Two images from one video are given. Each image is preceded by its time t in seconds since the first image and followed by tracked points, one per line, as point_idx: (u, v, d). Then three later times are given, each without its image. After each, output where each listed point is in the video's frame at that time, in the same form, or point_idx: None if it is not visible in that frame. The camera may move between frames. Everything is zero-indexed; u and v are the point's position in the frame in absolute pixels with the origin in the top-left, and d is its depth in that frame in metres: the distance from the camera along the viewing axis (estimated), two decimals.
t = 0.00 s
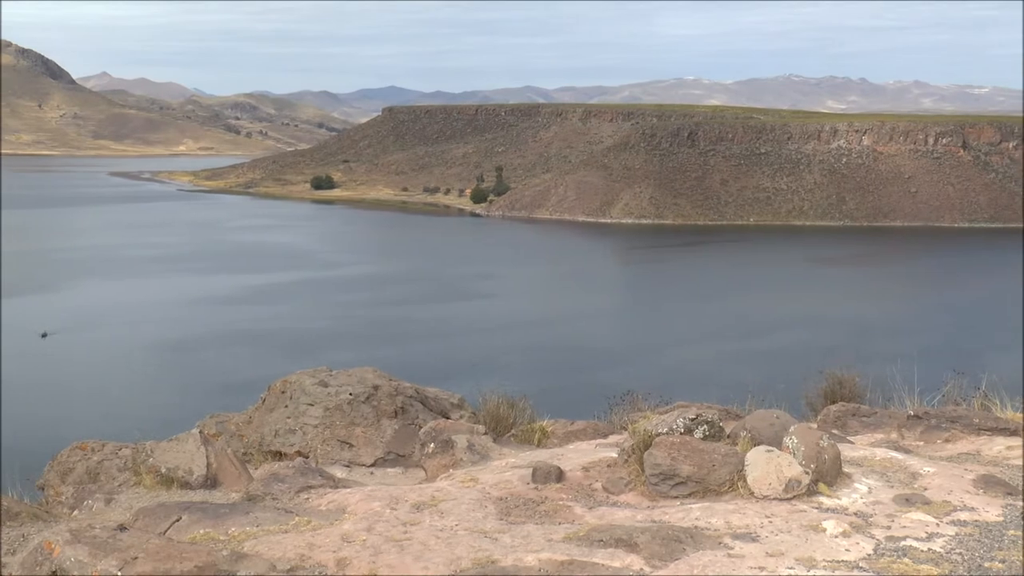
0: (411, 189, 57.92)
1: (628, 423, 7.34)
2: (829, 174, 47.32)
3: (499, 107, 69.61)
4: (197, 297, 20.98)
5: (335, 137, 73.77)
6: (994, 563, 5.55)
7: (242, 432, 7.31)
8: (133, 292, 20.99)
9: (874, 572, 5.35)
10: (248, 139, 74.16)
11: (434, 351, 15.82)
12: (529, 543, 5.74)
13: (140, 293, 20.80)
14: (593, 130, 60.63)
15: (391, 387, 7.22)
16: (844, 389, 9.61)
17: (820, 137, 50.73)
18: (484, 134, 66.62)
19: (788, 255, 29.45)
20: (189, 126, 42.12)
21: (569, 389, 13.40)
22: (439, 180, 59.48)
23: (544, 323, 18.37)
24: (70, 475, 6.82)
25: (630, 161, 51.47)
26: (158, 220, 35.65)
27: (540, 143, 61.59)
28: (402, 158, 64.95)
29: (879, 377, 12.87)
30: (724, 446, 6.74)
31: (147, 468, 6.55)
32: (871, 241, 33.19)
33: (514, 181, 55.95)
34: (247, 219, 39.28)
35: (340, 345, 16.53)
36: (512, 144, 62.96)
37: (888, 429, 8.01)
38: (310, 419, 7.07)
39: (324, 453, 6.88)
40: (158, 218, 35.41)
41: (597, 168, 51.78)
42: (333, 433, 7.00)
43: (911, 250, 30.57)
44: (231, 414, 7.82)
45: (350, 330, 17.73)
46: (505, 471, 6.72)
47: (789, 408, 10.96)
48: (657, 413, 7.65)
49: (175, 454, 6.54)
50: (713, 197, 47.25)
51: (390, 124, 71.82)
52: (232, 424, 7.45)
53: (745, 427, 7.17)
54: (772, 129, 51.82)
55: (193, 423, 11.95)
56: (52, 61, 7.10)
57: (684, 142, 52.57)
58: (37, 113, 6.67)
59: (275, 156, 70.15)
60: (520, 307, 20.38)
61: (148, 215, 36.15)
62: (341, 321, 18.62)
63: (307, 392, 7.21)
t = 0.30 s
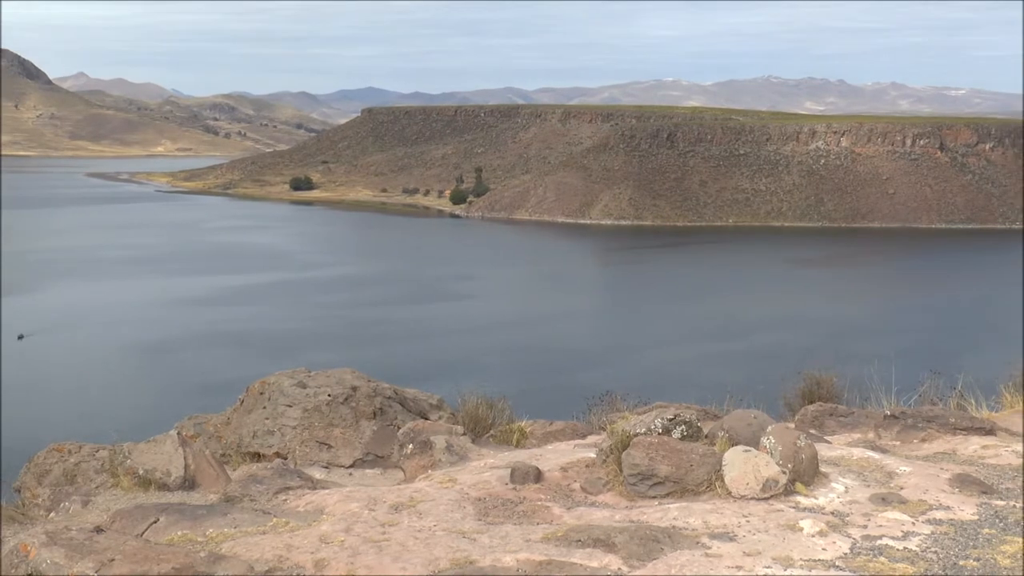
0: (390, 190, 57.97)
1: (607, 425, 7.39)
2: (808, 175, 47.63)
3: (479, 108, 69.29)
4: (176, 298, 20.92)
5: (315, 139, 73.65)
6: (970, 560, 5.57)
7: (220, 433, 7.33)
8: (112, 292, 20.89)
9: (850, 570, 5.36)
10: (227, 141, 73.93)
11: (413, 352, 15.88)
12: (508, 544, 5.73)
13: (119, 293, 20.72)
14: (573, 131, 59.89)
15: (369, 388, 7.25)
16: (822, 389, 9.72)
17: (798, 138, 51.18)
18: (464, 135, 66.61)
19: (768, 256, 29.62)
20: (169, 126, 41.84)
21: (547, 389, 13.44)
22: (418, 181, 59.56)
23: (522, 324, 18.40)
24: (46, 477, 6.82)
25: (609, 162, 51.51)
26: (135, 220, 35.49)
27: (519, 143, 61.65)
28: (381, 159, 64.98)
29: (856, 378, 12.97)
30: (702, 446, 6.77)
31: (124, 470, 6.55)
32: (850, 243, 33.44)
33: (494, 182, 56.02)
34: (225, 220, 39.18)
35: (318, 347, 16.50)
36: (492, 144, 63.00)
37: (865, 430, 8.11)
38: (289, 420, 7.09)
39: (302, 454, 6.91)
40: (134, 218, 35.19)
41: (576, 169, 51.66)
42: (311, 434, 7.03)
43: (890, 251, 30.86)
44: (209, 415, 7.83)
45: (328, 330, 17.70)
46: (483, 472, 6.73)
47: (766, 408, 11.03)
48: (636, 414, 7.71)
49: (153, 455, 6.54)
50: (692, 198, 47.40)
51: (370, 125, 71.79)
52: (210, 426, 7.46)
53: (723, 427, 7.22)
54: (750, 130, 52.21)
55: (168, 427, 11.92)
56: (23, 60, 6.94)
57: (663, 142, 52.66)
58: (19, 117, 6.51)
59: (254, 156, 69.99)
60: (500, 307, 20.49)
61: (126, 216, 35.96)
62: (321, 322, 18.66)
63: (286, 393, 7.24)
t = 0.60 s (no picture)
0: (367, 189, 57.88)
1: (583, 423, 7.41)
2: (784, 174, 47.97)
3: (455, 107, 69.28)
4: (153, 298, 20.76)
5: (290, 137, 73.31)
6: (942, 556, 5.60)
7: (196, 433, 7.33)
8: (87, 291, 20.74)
9: (825, 567, 5.39)
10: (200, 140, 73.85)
11: (390, 352, 15.85)
12: (484, 542, 5.74)
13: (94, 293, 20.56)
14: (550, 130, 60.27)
15: (345, 387, 7.25)
16: (797, 387, 9.79)
17: (774, 137, 51.49)
18: (440, 134, 66.59)
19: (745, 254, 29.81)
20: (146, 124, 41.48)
21: (524, 388, 13.44)
22: (394, 180, 59.50)
23: (499, 323, 18.43)
24: (21, 478, 6.81)
25: (586, 161, 51.47)
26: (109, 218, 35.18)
27: (496, 141, 61.63)
28: (357, 158, 64.89)
29: (831, 376, 13.07)
30: (677, 444, 6.80)
31: (99, 470, 6.54)
32: (827, 242, 33.70)
33: (471, 181, 56.01)
34: (201, 220, 38.97)
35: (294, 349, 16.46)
36: (469, 143, 63.01)
37: (840, 427, 8.19)
38: (264, 420, 7.09)
39: (279, 454, 6.92)
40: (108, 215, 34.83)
41: (553, 168, 51.43)
42: (287, 434, 7.03)
43: (866, 249, 31.18)
44: (185, 415, 7.82)
45: (305, 330, 17.67)
46: (460, 471, 6.74)
47: (741, 407, 11.09)
48: (611, 412, 7.75)
49: (127, 456, 6.53)
50: (669, 197, 47.50)
51: (346, 124, 71.65)
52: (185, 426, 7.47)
53: (699, 424, 7.25)
54: (727, 130, 52.52)
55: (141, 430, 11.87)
56: None
57: (640, 141, 52.65)
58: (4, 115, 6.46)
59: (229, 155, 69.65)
60: (479, 306, 20.50)
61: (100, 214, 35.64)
62: (298, 322, 18.60)
63: (261, 393, 7.24)
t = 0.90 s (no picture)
0: (341, 188, 57.71)
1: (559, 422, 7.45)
2: (758, 172, 48.27)
3: (430, 107, 69.34)
4: (129, 299, 20.64)
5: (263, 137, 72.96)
6: (915, 552, 5.60)
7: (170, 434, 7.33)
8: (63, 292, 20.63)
9: (799, 564, 5.40)
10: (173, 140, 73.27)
11: (365, 352, 15.82)
12: (459, 541, 5.74)
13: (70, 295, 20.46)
14: (524, 129, 60.45)
15: (320, 387, 7.26)
16: (771, 384, 9.85)
17: (748, 135, 52.11)
18: (414, 133, 66.60)
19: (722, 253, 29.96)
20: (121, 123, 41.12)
21: (499, 388, 13.45)
22: (369, 180, 59.38)
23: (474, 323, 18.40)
24: None
25: (560, 159, 51.41)
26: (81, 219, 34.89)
27: (472, 140, 61.67)
28: (331, 158, 64.73)
29: (805, 373, 13.12)
30: (652, 442, 6.82)
31: (73, 471, 6.53)
32: (803, 239, 33.95)
33: (446, 180, 55.98)
34: (175, 220, 38.74)
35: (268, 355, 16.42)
36: (444, 142, 63.05)
37: (814, 424, 8.24)
38: (239, 420, 7.09)
39: (254, 454, 6.93)
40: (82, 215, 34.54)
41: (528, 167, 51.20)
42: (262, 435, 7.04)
43: (842, 246, 31.44)
44: (158, 415, 7.81)
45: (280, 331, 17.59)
46: (435, 470, 6.76)
47: (716, 405, 11.14)
48: (587, 411, 7.81)
49: (101, 457, 6.53)
50: (643, 195, 47.58)
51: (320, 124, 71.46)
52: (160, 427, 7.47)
53: (673, 423, 7.29)
54: (701, 129, 52.71)
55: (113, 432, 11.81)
56: None
57: (614, 140, 52.64)
58: None
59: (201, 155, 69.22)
60: (457, 305, 20.52)
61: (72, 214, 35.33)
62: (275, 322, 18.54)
63: (235, 392, 7.24)
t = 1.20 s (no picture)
0: (319, 189, 57.54)
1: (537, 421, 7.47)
2: (735, 171, 48.42)
3: (407, 107, 69.35)
4: (107, 301, 20.58)
5: (241, 137, 72.64)
6: (892, 549, 5.61)
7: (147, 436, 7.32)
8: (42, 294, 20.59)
9: (776, 562, 5.41)
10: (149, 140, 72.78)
11: (343, 352, 15.81)
12: (437, 542, 5.74)
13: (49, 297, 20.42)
14: (502, 129, 60.49)
15: (297, 388, 7.26)
16: (749, 383, 9.89)
17: (724, 135, 52.11)
18: (391, 133, 66.51)
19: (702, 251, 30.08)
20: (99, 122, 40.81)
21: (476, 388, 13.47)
22: (346, 180, 59.22)
23: (453, 322, 18.44)
24: None
25: (538, 159, 51.33)
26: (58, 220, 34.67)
27: (449, 140, 61.63)
28: (307, 158, 64.55)
29: (782, 372, 13.19)
30: (630, 441, 6.84)
31: (49, 474, 6.53)
32: (782, 237, 34.10)
33: (422, 180, 55.88)
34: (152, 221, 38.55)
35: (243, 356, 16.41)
36: (422, 142, 63.01)
37: (791, 423, 8.29)
38: (216, 421, 7.10)
39: (232, 454, 6.94)
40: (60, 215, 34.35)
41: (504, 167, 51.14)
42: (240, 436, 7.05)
43: (822, 245, 31.66)
44: (135, 417, 7.80)
45: (259, 331, 17.59)
46: (413, 470, 6.77)
47: (693, 404, 11.18)
48: (565, 410, 7.83)
49: (77, 459, 6.52)
50: (621, 194, 47.60)
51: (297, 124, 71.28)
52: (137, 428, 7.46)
53: (650, 422, 7.33)
54: (677, 128, 52.74)
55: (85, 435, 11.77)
56: None
57: (592, 140, 52.57)
58: None
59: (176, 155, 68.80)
60: (437, 305, 20.55)
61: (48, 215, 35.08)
62: (253, 323, 18.53)
63: (212, 393, 7.24)
